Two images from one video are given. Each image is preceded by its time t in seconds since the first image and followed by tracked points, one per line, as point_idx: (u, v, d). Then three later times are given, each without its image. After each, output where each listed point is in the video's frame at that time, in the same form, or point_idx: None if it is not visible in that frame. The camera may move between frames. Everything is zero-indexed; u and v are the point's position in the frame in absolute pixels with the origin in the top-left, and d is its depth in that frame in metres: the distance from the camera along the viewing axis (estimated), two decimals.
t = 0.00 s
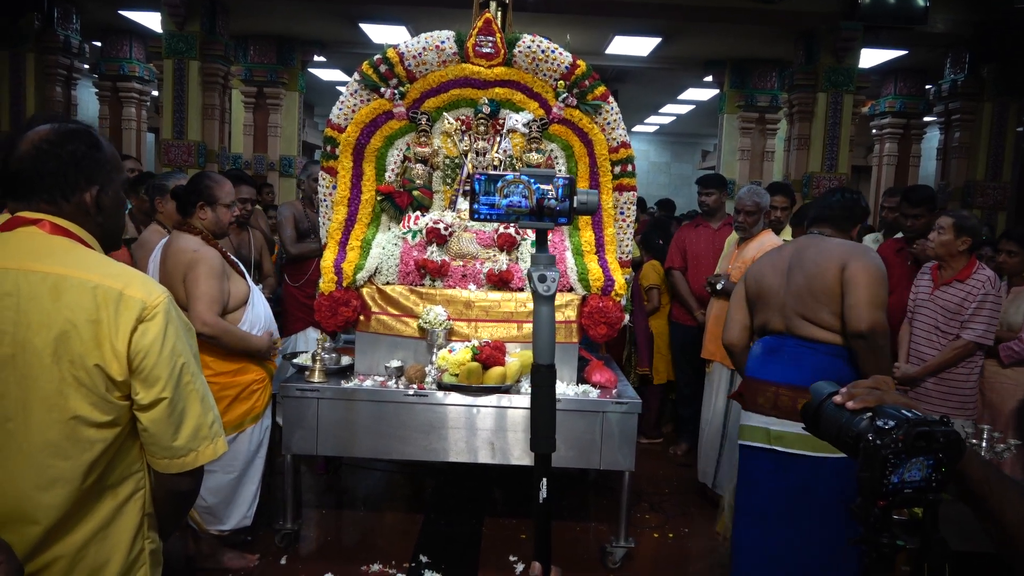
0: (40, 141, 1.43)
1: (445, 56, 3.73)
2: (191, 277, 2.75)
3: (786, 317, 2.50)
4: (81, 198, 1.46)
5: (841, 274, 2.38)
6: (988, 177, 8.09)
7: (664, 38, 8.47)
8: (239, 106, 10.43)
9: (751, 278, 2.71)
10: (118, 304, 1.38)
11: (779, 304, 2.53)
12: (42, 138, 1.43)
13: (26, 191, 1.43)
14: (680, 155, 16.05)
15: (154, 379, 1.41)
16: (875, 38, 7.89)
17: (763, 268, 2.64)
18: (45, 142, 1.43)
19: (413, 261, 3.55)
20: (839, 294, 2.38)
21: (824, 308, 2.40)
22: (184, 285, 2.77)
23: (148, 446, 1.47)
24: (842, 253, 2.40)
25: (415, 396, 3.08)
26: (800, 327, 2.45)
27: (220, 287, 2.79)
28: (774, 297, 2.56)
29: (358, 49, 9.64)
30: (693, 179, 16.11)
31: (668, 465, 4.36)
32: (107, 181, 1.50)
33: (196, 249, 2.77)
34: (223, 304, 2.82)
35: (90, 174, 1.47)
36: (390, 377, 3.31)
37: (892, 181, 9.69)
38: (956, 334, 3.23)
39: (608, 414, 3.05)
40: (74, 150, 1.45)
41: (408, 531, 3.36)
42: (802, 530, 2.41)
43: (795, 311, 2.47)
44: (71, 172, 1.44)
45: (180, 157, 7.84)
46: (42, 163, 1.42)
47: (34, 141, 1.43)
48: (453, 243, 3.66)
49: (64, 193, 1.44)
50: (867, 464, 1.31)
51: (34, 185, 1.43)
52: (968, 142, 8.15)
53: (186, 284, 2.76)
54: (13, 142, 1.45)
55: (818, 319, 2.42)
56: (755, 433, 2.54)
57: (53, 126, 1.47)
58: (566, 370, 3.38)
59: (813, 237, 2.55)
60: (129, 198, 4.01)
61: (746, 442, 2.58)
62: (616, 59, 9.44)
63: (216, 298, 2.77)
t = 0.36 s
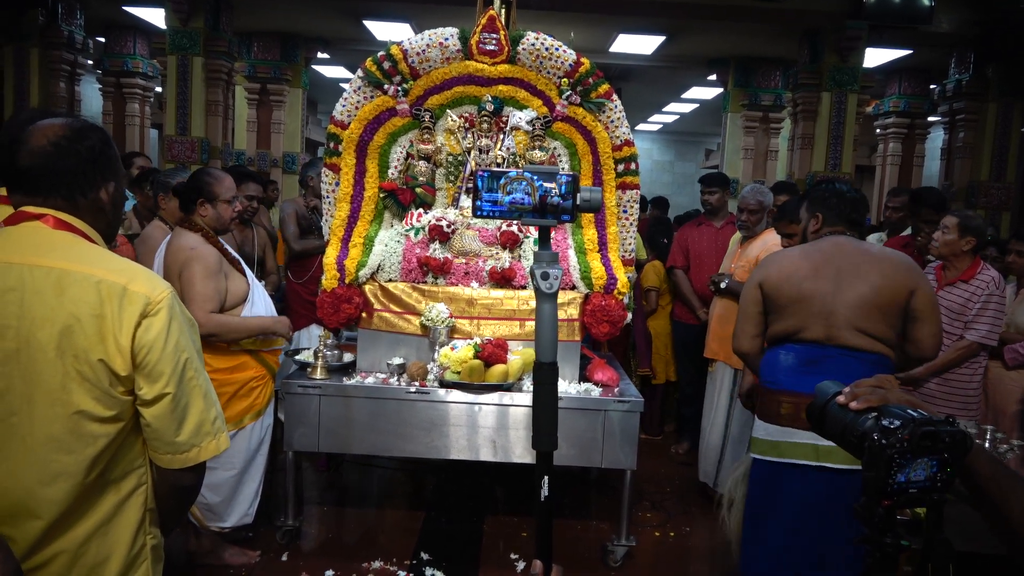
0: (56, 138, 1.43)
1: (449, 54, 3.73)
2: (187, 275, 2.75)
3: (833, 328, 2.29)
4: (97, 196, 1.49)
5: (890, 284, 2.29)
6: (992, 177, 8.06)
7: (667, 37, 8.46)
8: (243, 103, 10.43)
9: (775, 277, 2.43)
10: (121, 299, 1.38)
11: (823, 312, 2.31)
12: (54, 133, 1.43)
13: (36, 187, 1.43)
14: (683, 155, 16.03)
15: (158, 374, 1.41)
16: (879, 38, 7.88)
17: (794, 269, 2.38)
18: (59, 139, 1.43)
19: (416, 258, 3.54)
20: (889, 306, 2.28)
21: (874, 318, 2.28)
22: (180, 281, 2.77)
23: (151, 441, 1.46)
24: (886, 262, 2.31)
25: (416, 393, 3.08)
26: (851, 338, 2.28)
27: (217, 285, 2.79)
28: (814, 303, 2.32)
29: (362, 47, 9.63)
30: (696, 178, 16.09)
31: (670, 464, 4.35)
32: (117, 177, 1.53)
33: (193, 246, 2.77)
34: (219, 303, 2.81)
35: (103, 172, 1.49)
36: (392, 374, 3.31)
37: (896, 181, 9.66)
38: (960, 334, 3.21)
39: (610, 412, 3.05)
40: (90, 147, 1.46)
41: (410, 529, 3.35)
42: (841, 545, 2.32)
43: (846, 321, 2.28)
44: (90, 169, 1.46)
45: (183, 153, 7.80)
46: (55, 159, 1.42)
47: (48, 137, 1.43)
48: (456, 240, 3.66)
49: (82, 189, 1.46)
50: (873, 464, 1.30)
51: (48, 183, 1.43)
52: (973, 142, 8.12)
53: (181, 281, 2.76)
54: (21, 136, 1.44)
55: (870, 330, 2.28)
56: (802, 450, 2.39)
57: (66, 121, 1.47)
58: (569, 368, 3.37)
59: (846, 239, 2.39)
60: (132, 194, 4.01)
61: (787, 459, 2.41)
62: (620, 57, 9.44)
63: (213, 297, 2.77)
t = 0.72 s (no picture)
0: (61, 136, 1.43)
1: (451, 51, 3.72)
2: (188, 273, 2.76)
3: (851, 331, 2.25)
4: (101, 193, 1.50)
5: (900, 283, 2.27)
6: (995, 175, 8.01)
7: (669, 34, 8.44)
8: (244, 101, 10.43)
9: (788, 281, 2.30)
10: (124, 296, 1.38)
11: (842, 315, 2.24)
12: (59, 131, 1.43)
13: (40, 185, 1.43)
14: (685, 152, 16.01)
15: (160, 370, 1.41)
16: (882, 34, 7.85)
17: (809, 271, 2.27)
18: (63, 135, 1.43)
19: (418, 256, 3.54)
20: (899, 304, 2.27)
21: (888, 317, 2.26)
22: (182, 280, 2.77)
23: (152, 437, 1.47)
24: (893, 260, 2.29)
25: (418, 391, 3.08)
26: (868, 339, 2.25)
27: (221, 283, 2.80)
28: (832, 306, 2.24)
29: (363, 44, 9.63)
30: (699, 176, 16.07)
31: (671, 462, 4.36)
32: (120, 175, 1.54)
33: (193, 245, 2.77)
34: (227, 298, 2.83)
35: (107, 170, 1.50)
36: (393, 372, 3.31)
37: (898, 178, 9.65)
38: (963, 332, 3.21)
39: (611, 409, 3.05)
40: (94, 144, 1.46)
41: (413, 526, 3.36)
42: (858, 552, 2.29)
43: (863, 322, 2.24)
44: (95, 167, 1.47)
45: (185, 151, 7.82)
46: (61, 157, 1.42)
47: (52, 134, 1.42)
48: (458, 238, 3.66)
49: (88, 187, 1.47)
50: (874, 461, 1.30)
51: (52, 179, 1.43)
52: (976, 139, 8.09)
53: (185, 282, 2.77)
54: (22, 133, 1.43)
55: (884, 330, 2.27)
56: (833, 460, 2.29)
57: (69, 118, 1.47)
58: (570, 366, 3.37)
59: (852, 236, 2.33)
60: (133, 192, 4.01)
61: (815, 470, 2.32)
62: (621, 54, 9.42)
63: (220, 295, 2.79)
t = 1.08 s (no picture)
0: (65, 131, 1.42)
1: (455, 48, 3.72)
2: (193, 269, 2.76)
3: (804, 328, 2.23)
4: (105, 189, 1.50)
5: (854, 279, 2.24)
6: (1000, 175, 8.01)
7: (674, 32, 8.42)
8: (248, 97, 10.43)
9: (740, 281, 2.29)
10: (127, 292, 1.38)
11: (794, 313, 2.22)
12: (64, 127, 1.43)
13: (45, 181, 1.43)
14: (688, 151, 16.00)
15: (163, 367, 1.41)
16: (886, 34, 7.83)
17: (760, 271, 2.26)
18: (67, 131, 1.43)
19: (420, 253, 3.54)
20: (856, 300, 2.24)
21: (844, 314, 2.23)
22: (187, 277, 2.77)
23: (154, 434, 1.47)
24: (848, 256, 2.25)
25: (420, 389, 3.08)
26: (823, 337, 2.23)
27: (226, 279, 2.80)
28: (783, 305, 2.23)
29: (367, 41, 9.62)
30: (701, 175, 16.05)
31: (672, 461, 4.36)
32: (123, 171, 1.54)
33: (198, 240, 2.77)
34: (231, 295, 2.83)
35: (110, 166, 1.50)
36: (396, 369, 3.31)
37: (901, 178, 9.63)
38: (966, 333, 3.20)
39: (613, 408, 3.05)
40: (98, 139, 1.46)
41: (414, 523, 3.36)
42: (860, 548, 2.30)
43: (817, 319, 2.22)
44: (99, 163, 1.47)
45: (188, 147, 7.88)
46: (67, 153, 1.43)
47: (55, 130, 1.42)
48: (461, 236, 3.66)
49: (92, 182, 1.47)
50: (875, 462, 1.30)
51: (58, 175, 1.43)
52: (980, 140, 8.07)
53: (190, 277, 2.77)
54: (26, 128, 1.43)
55: (838, 327, 2.24)
56: (788, 456, 2.28)
57: (73, 113, 1.46)
58: (572, 364, 3.37)
59: (806, 232, 2.30)
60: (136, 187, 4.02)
61: (772, 465, 2.30)
62: (626, 52, 9.40)
63: (224, 291, 2.79)
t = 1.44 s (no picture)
0: (70, 124, 1.42)
1: (459, 45, 3.72)
2: (199, 264, 2.76)
3: (753, 319, 2.28)
4: (111, 183, 1.50)
5: (803, 271, 2.19)
6: (1005, 176, 7.97)
7: (679, 30, 8.41)
8: (252, 92, 10.43)
9: (709, 276, 2.48)
10: (130, 287, 1.38)
11: (742, 304, 2.32)
12: (69, 120, 1.43)
13: (51, 173, 1.43)
14: (692, 149, 15.98)
15: (166, 361, 1.41)
16: (892, 34, 7.81)
17: (722, 265, 2.43)
18: (72, 124, 1.42)
19: (424, 250, 3.54)
20: (812, 295, 2.17)
21: (797, 308, 2.19)
22: (194, 271, 2.77)
23: (157, 429, 1.47)
24: (803, 248, 2.22)
25: (422, 385, 3.08)
26: (771, 329, 2.23)
27: (232, 274, 2.80)
28: (735, 296, 2.34)
29: (371, 37, 9.61)
30: (705, 173, 16.02)
31: (674, 459, 4.36)
32: (128, 164, 1.54)
33: (204, 235, 2.77)
34: (237, 290, 2.83)
35: (116, 159, 1.50)
36: (398, 365, 3.31)
37: (905, 179, 9.59)
38: (970, 334, 3.20)
39: (615, 407, 3.05)
40: (103, 132, 1.46)
41: (415, 519, 3.37)
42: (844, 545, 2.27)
43: (764, 311, 2.25)
44: (105, 157, 1.47)
45: (192, 142, 7.80)
46: (73, 146, 1.42)
47: (61, 124, 1.42)
48: (464, 232, 3.65)
49: (98, 175, 1.47)
50: (879, 460, 1.30)
51: (63, 169, 1.43)
52: (985, 141, 8.02)
53: (196, 272, 2.77)
54: (31, 121, 1.42)
55: (787, 320, 2.21)
56: (720, 446, 2.33)
57: (78, 106, 1.46)
58: (575, 362, 3.37)
59: (778, 232, 2.33)
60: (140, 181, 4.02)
61: (708, 454, 2.36)
62: (631, 50, 9.39)
63: (230, 286, 2.79)
